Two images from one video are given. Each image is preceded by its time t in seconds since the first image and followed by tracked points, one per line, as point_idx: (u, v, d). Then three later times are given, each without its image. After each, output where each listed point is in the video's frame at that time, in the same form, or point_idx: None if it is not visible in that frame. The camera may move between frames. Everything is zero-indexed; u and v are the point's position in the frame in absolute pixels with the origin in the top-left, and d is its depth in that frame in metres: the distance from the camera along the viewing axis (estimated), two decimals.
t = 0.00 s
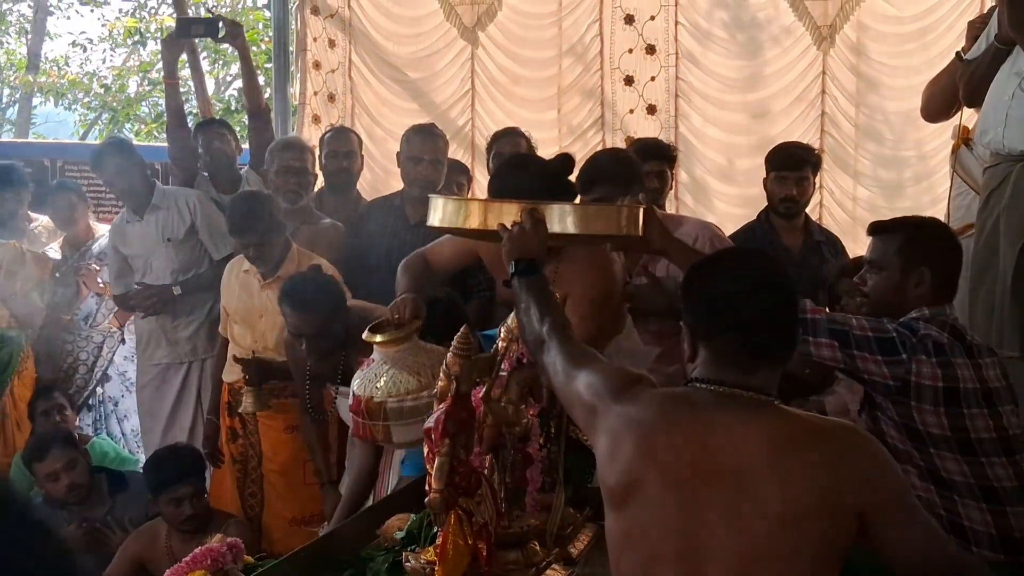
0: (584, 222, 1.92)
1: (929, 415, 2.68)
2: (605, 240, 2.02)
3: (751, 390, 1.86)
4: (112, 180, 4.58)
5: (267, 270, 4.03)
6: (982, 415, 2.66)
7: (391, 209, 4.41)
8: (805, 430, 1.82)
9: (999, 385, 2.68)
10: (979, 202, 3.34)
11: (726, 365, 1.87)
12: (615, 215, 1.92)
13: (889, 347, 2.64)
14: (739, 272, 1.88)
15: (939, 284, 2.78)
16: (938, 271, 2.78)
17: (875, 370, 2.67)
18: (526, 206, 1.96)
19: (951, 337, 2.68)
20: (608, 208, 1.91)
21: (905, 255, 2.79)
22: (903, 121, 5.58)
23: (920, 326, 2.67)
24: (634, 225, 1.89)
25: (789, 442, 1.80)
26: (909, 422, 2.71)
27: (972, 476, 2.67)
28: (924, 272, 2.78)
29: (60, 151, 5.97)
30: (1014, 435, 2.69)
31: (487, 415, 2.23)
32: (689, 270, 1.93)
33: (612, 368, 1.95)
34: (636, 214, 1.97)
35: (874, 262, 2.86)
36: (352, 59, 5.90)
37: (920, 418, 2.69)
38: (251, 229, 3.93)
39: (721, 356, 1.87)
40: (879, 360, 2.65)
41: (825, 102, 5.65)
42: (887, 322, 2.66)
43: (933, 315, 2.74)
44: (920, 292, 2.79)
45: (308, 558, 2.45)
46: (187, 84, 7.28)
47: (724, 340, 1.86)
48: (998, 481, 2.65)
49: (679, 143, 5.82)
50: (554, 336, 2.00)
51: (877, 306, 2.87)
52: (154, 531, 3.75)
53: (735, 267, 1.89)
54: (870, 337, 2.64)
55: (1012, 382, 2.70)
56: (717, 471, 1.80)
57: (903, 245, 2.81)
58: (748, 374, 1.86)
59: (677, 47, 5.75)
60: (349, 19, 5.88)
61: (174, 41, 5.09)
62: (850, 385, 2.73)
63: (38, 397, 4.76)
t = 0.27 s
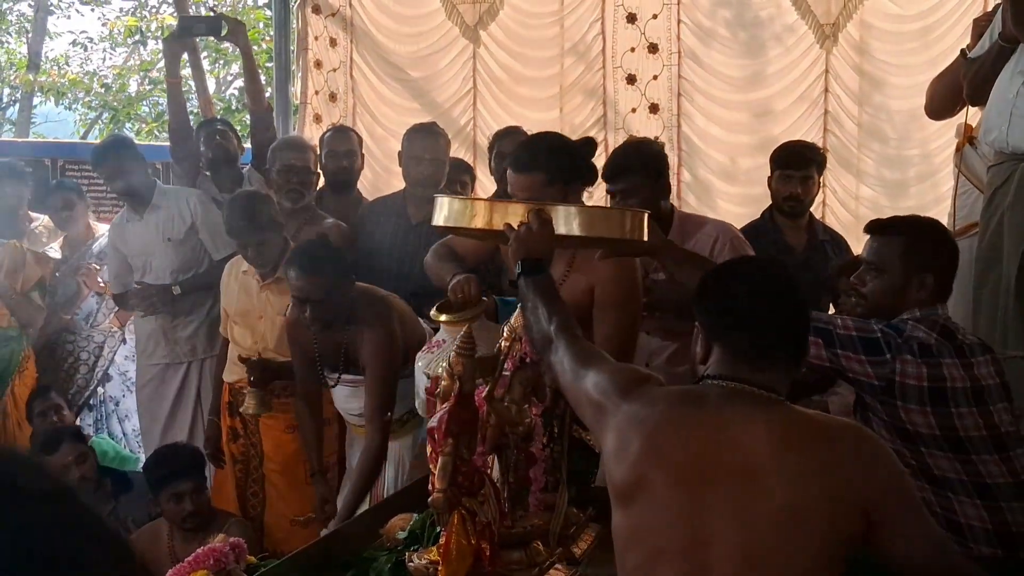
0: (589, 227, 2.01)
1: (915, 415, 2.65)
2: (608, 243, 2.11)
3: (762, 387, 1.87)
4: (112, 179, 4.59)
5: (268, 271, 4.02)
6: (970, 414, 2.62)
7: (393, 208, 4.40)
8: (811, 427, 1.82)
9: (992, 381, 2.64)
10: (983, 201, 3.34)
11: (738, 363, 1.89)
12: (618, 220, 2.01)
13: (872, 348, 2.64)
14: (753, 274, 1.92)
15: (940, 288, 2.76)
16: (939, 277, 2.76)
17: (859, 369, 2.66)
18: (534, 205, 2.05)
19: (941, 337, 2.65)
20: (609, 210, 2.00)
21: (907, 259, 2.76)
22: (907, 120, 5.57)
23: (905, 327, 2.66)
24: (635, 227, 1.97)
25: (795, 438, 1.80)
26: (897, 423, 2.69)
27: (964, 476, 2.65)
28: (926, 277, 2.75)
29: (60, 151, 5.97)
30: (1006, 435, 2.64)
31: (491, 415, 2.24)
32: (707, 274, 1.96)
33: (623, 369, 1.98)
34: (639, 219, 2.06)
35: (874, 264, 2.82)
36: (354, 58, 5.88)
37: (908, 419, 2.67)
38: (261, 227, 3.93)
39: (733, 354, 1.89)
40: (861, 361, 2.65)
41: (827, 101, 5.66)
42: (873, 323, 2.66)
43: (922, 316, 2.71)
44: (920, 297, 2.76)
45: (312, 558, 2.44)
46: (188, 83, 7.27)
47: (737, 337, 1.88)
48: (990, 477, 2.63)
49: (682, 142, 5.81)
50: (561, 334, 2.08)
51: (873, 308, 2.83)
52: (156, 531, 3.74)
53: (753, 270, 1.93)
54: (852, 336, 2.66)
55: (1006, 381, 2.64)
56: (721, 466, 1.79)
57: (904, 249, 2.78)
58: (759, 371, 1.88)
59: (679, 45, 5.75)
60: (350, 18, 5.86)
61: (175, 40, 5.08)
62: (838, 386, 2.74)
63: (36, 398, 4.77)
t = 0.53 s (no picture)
0: (598, 233, 2.00)
1: (904, 412, 2.62)
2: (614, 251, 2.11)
3: (769, 387, 1.88)
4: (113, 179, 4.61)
5: (268, 269, 4.02)
6: (959, 409, 2.57)
7: (395, 208, 4.40)
8: (817, 429, 1.81)
9: (982, 378, 2.58)
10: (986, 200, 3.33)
11: (745, 364, 1.88)
12: (626, 224, 2.02)
13: (857, 346, 2.64)
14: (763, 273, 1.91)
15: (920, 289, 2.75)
16: (918, 279, 2.76)
17: (845, 369, 2.66)
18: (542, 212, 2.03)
19: (927, 335, 2.64)
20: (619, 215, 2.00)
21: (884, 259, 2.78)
22: (908, 119, 5.57)
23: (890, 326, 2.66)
24: (644, 229, 1.98)
25: (801, 440, 1.79)
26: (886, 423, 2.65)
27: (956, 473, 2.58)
28: (903, 275, 2.76)
29: (61, 151, 5.97)
30: (998, 429, 2.57)
31: (493, 414, 2.25)
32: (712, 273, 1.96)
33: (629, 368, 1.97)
34: (644, 225, 2.07)
35: (856, 265, 2.84)
36: (355, 58, 5.87)
37: (897, 418, 2.64)
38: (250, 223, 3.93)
39: (740, 354, 1.89)
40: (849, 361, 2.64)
41: (829, 100, 5.66)
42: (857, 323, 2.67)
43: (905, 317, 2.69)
44: (898, 295, 2.77)
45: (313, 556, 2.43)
46: (189, 83, 7.26)
47: (744, 339, 1.88)
48: (982, 473, 2.55)
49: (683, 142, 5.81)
50: (569, 335, 2.06)
51: (856, 310, 2.86)
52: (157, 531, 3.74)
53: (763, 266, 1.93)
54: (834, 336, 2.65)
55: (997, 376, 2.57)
56: (726, 468, 1.79)
57: (882, 247, 2.80)
58: (765, 371, 1.87)
59: (680, 45, 5.74)
60: (351, 17, 5.85)
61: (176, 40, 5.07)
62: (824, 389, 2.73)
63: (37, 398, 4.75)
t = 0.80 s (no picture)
0: (604, 235, 2.07)
1: (902, 411, 2.61)
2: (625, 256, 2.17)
3: (771, 391, 1.88)
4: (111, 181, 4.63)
5: (267, 268, 4.03)
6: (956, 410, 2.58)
7: (394, 209, 4.39)
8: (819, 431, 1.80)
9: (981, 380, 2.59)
10: (986, 202, 3.32)
11: (746, 367, 1.89)
12: (634, 226, 2.09)
13: (858, 346, 2.64)
14: (767, 274, 1.91)
15: (907, 293, 2.74)
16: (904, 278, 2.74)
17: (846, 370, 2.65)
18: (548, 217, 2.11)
19: (924, 336, 2.65)
20: (624, 218, 2.08)
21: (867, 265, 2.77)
22: (907, 120, 5.58)
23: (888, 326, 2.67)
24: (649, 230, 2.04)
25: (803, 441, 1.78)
26: (885, 423, 2.64)
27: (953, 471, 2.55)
28: (887, 276, 2.75)
29: (60, 152, 5.95)
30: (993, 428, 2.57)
31: (493, 416, 2.25)
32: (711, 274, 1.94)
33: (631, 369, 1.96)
34: (655, 227, 2.12)
35: (841, 274, 2.83)
36: (355, 59, 5.83)
37: (895, 417, 2.62)
38: (248, 219, 3.96)
39: (740, 358, 1.89)
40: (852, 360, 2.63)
41: (828, 101, 5.66)
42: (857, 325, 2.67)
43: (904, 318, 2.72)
44: (884, 297, 2.76)
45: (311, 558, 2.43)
46: (189, 84, 7.26)
47: (744, 344, 1.89)
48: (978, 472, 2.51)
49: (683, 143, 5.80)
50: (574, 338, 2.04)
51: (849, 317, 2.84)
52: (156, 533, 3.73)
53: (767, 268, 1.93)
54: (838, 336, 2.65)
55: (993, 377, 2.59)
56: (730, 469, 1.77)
57: (864, 252, 2.79)
58: (766, 375, 1.88)
59: (680, 46, 5.74)
60: (350, 19, 5.81)
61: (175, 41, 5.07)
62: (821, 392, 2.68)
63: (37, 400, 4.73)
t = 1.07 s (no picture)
0: (607, 236, 2.15)
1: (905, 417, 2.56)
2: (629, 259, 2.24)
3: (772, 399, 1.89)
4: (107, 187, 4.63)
5: (259, 273, 4.05)
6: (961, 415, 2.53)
7: (393, 214, 4.39)
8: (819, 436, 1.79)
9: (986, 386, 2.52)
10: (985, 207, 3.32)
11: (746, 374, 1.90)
12: (638, 230, 2.15)
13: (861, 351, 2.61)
14: (768, 280, 1.93)
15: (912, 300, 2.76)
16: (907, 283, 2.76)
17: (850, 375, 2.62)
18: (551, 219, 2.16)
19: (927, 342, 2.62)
20: (626, 220, 2.14)
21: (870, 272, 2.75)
22: (906, 126, 5.60)
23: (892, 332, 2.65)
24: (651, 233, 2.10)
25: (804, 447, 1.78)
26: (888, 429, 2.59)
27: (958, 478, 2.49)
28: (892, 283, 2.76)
29: (59, 156, 5.95)
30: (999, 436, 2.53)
31: (492, 421, 2.25)
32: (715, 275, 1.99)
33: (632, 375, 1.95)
34: (658, 232, 2.19)
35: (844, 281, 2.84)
36: (354, 63, 5.83)
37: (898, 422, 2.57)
38: (239, 216, 4.00)
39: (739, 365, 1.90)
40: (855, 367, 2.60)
41: (827, 106, 5.66)
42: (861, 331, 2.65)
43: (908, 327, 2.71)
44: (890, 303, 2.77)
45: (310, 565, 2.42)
46: (188, 88, 7.27)
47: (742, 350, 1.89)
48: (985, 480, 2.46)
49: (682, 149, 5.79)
50: (576, 340, 2.03)
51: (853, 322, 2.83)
52: (154, 538, 3.72)
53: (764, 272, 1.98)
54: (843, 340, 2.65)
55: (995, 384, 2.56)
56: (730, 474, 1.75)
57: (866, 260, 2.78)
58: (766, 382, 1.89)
59: (679, 51, 5.74)
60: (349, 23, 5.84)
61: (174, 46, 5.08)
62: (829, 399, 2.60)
63: (35, 405, 4.87)
